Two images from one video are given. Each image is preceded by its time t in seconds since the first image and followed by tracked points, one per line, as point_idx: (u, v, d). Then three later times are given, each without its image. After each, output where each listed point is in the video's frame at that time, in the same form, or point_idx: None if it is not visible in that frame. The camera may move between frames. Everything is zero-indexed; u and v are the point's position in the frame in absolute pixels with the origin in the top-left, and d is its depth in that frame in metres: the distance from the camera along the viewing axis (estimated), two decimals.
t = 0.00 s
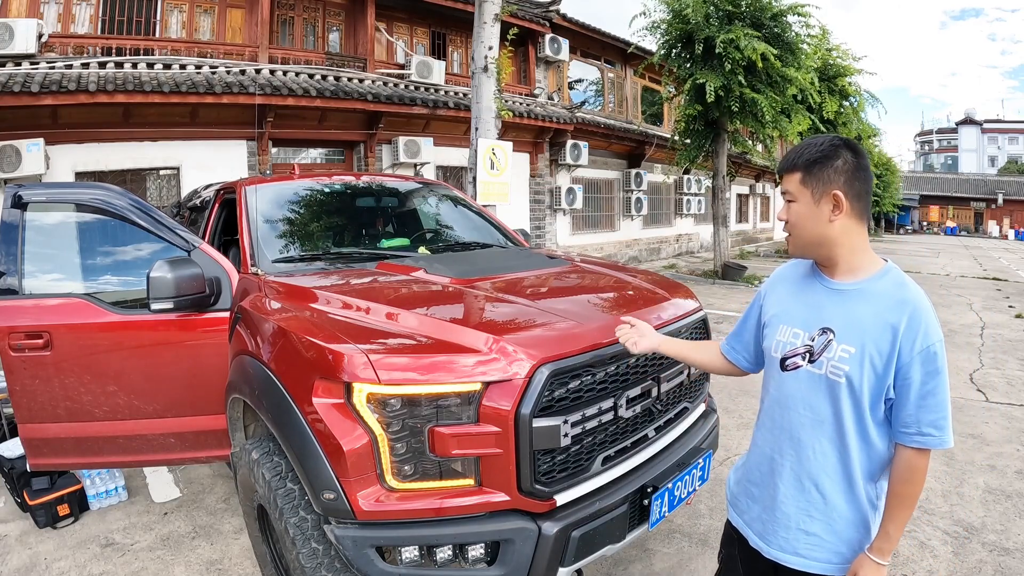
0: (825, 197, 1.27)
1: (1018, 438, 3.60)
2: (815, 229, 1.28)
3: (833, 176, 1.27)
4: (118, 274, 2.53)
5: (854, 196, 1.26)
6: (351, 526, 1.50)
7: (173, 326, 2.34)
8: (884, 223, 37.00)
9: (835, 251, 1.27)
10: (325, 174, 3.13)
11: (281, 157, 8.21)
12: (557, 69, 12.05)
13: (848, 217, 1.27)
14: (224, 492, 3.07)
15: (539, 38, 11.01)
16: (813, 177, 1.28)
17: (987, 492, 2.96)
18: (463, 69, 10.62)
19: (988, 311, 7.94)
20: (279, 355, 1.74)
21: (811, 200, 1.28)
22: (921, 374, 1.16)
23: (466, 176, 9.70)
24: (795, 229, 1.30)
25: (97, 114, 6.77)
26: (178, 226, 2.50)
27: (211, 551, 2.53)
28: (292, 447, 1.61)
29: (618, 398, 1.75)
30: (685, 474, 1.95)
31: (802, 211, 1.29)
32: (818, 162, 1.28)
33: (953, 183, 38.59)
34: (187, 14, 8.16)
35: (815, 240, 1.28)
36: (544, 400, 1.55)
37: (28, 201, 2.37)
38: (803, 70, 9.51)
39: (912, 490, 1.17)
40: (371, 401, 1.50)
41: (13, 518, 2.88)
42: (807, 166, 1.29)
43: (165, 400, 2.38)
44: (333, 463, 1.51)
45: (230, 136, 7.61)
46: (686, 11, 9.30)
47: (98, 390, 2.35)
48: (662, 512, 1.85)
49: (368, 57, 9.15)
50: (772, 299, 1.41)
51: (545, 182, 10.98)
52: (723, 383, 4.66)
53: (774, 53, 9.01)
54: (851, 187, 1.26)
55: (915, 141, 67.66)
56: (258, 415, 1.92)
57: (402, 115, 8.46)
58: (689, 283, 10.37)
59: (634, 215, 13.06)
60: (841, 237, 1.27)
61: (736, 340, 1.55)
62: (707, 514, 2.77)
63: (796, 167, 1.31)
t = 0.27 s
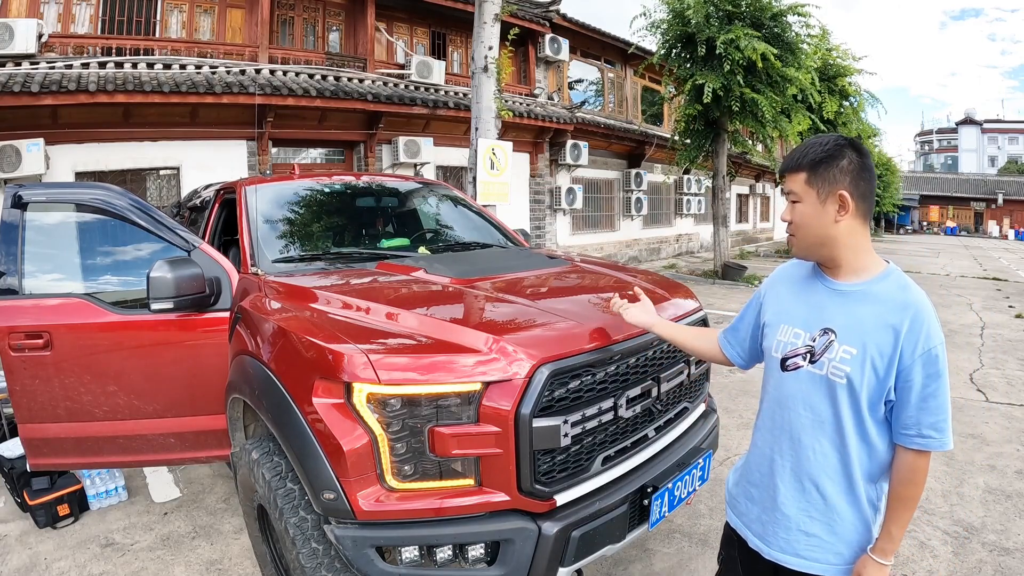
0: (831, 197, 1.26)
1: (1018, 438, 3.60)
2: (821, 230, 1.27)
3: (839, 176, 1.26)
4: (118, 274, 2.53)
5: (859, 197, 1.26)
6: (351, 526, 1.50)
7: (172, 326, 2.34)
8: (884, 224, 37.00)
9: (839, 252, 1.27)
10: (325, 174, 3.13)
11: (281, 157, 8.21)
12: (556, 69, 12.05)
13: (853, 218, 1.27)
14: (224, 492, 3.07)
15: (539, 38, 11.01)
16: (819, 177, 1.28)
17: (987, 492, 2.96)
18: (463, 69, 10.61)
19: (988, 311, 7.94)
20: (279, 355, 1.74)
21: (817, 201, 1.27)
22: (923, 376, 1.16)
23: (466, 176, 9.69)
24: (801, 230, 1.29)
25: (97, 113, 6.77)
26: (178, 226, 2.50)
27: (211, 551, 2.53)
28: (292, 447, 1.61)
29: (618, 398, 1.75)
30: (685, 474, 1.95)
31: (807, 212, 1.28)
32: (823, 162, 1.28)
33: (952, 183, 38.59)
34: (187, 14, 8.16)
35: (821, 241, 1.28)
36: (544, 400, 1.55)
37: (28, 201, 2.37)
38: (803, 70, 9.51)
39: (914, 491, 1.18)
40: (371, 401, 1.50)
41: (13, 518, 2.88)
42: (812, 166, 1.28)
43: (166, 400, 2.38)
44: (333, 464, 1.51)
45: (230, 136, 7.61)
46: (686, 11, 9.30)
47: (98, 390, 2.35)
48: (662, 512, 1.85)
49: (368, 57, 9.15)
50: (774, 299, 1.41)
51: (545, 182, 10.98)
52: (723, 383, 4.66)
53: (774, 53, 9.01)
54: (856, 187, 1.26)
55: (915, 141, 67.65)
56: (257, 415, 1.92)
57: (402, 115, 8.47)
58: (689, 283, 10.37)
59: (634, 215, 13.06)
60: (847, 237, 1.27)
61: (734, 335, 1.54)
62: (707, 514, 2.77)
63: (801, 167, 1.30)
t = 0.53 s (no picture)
0: (835, 199, 1.26)
1: (1018, 438, 3.60)
2: (825, 232, 1.27)
3: (842, 177, 1.26)
4: (118, 274, 2.53)
5: (862, 198, 1.26)
6: (351, 526, 1.50)
7: (172, 326, 2.34)
8: (884, 224, 37.00)
9: (842, 254, 1.27)
10: (325, 174, 3.13)
11: (281, 157, 8.21)
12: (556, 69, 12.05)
13: (856, 219, 1.27)
14: (225, 492, 3.07)
15: (539, 38, 11.02)
16: (823, 179, 1.27)
17: (988, 492, 2.96)
18: (463, 69, 10.61)
19: (988, 311, 7.94)
20: (279, 355, 1.74)
21: (822, 204, 1.26)
22: (922, 375, 1.16)
23: (466, 176, 9.69)
24: (806, 233, 1.28)
25: (97, 113, 6.77)
26: (178, 226, 2.50)
27: (211, 551, 2.53)
28: (292, 447, 1.62)
29: (617, 398, 1.75)
30: (685, 474, 1.95)
31: (812, 215, 1.27)
32: (826, 163, 1.27)
33: (952, 183, 38.59)
34: (187, 14, 8.16)
35: (826, 244, 1.27)
36: (544, 400, 1.55)
37: (28, 201, 2.37)
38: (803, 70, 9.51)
39: (911, 491, 1.17)
40: (371, 401, 1.50)
41: (13, 518, 2.88)
42: (816, 168, 1.27)
43: (166, 400, 2.38)
44: (334, 464, 1.51)
45: (230, 136, 7.62)
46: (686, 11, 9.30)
47: (98, 390, 2.34)
48: (662, 512, 1.85)
49: (368, 57, 9.15)
50: (774, 300, 1.41)
51: (545, 182, 10.98)
52: (723, 383, 4.66)
53: (774, 53, 9.01)
54: (860, 188, 1.26)
55: (915, 141, 67.64)
56: (257, 415, 1.92)
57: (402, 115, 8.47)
58: (689, 283, 10.37)
59: (634, 215, 13.06)
60: (850, 238, 1.26)
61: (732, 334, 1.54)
62: (707, 514, 2.77)
63: (804, 169, 1.29)
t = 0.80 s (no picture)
0: (837, 200, 1.25)
1: (1018, 438, 3.60)
2: (827, 234, 1.26)
3: (844, 178, 1.25)
4: (118, 274, 2.53)
5: (863, 199, 1.26)
6: (351, 526, 1.50)
7: (172, 326, 2.34)
8: (885, 224, 36.99)
9: (844, 255, 1.27)
10: (325, 174, 3.13)
11: (281, 157, 8.21)
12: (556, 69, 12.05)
13: (857, 220, 1.27)
14: (224, 492, 3.07)
15: (539, 38, 11.01)
16: (824, 181, 1.26)
17: (988, 492, 2.96)
18: (463, 69, 10.61)
19: (988, 311, 7.94)
20: (279, 355, 1.74)
21: (824, 205, 1.26)
22: (921, 376, 1.16)
23: (466, 176, 9.69)
24: (808, 235, 1.27)
25: (97, 113, 6.77)
26: (178, 226, 2.50)
27: (211, 551, 2.53)
28: (292, 446, 1.61)
29: (618, 398, 1.75)
30: (685, 474, 1.95)
31: (813, 216, 1.27)
32: (827, 164, 1.26)
33: (953, 183, 38.59)
34: (187, 14, 8.16)
35: (827, 245, 1.27)
36: (543, 400, 1.55)
37: (28, 201, 2.37)
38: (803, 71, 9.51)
39: (910, 493, 1.17)
40: (371, 401, 1.50)
41: (13, 518, 2.88)
42: (817, 170, 1.27)
43: (166, 400, 2.38)
44: (334, 464, 1.51)
45: (230, 136, 7.62)
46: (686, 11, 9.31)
47: (97, 390, 2.34)
48: (662, 512, 1.85)
49: (368, 57, 9.15)
50: (774, 299, 1.41)
51: (545, 182, 10.98)
52: (723, 383, 4.66)
53: (774, 53, 9.01)
54: (861, 189, 1.26)
55: (915, 141, 67.65)
56: (257, 415, 1.92)
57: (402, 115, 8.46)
58: (689, 283, 10.37)
59: (634, 215, 13.06)
60: (852, 240, 1.26)
61: (730, 331, 1.54)
62: (707, 514, 2.77)
63: (805, 171, 1.28)
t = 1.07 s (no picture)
0: (842, 202, 1.25)
1: (1018, 438, 3.60)
2: (831, 235, 1.26)
3: (849, 180, 1.25)
4: (118, 274, 2.53)
5: (867, 201, 1.26)
6: (351, 526, 1.50)
7: (172, 326, 2.34)
8: (885, 224, 36.99)
9: (847, 256, 1.27)
10: (325, 174, 3.13)
11: (281, 157, 8.21)
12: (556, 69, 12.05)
13: (861, 222, 1.27)
14: (225, 492, 3.07)
15: (539, 38, 11.01)
16: (830, 182, 1.26)
17: (988, 492, 2.96)
18: (463, 69, 10.61)
19: (988, 311, 7.94)
20: (279, 355, 1.74)
21: (829, 207, 1.26)
22: (921, 377, 1.16)
23: (466, 176, 9.69)
24: (813, 236, 1.27)
25: (97, 113, 6.77)
26: (178, 226, 2.50)
27: (211, 551, 2.53)
28: (292, 446, 1.61)
29: (618, 398, 1.75)
30: (685, 474, 1.95)
31: (817, 218, 1.26)
32: (833, 166, 1.26)
33: (953, 183, 38.58)
34: (187, 14, 8.16)
35: (831, 246, 1.26)
36: (543, 400, 1.55)
37: (28, 201, 2.37)
38: (803, 71, 9.51)
39: (910, 494, 1.17)
40: (371, 401, 1.50)
41: (13, 518, 2.88)
42: (824, 171, 1.26)
43: (166, 400, 2.38)
44: (334, 464, 1.51)
45: (230, 136, 7.62)
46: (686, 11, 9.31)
47: (98, 390, 2.35)
48: (662, 512, 1.85)
49: (369, 57, 9.15)
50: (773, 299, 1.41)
51: (545, 182, 10.98)
52: (723, 383, 4.66)
53: (774, 53, 9.01)
54: (865, 192, 1.26)
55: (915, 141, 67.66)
56: (257, 415, 1.92)
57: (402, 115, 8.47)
58: (689, 283, 10.36)
59: (634, 215, 13.06)
60: (856, 241, 1.26)
61: (726, 329, 1.54)
62: (707, 514, 2.77)
63: (812, 172, 1.27)
